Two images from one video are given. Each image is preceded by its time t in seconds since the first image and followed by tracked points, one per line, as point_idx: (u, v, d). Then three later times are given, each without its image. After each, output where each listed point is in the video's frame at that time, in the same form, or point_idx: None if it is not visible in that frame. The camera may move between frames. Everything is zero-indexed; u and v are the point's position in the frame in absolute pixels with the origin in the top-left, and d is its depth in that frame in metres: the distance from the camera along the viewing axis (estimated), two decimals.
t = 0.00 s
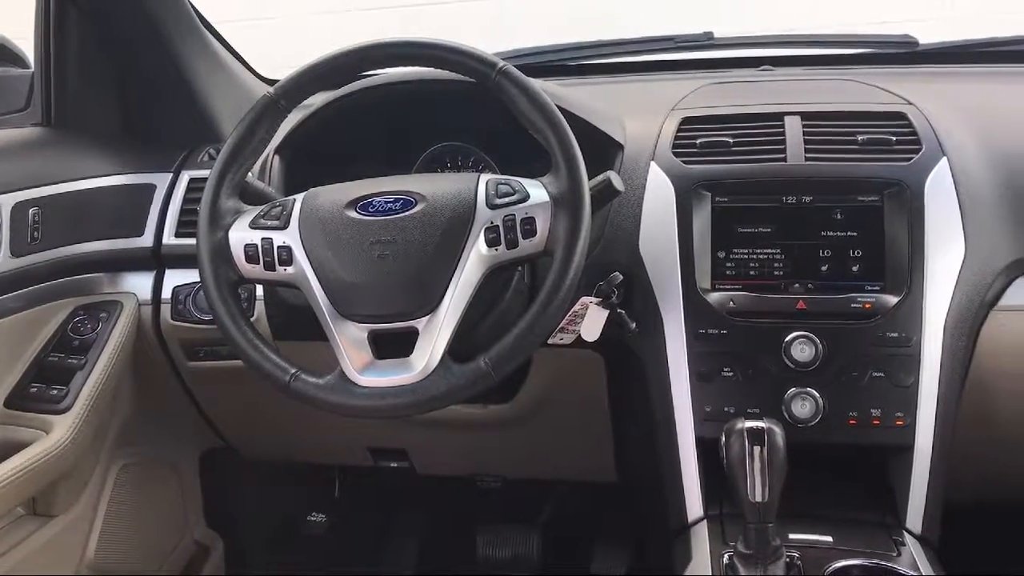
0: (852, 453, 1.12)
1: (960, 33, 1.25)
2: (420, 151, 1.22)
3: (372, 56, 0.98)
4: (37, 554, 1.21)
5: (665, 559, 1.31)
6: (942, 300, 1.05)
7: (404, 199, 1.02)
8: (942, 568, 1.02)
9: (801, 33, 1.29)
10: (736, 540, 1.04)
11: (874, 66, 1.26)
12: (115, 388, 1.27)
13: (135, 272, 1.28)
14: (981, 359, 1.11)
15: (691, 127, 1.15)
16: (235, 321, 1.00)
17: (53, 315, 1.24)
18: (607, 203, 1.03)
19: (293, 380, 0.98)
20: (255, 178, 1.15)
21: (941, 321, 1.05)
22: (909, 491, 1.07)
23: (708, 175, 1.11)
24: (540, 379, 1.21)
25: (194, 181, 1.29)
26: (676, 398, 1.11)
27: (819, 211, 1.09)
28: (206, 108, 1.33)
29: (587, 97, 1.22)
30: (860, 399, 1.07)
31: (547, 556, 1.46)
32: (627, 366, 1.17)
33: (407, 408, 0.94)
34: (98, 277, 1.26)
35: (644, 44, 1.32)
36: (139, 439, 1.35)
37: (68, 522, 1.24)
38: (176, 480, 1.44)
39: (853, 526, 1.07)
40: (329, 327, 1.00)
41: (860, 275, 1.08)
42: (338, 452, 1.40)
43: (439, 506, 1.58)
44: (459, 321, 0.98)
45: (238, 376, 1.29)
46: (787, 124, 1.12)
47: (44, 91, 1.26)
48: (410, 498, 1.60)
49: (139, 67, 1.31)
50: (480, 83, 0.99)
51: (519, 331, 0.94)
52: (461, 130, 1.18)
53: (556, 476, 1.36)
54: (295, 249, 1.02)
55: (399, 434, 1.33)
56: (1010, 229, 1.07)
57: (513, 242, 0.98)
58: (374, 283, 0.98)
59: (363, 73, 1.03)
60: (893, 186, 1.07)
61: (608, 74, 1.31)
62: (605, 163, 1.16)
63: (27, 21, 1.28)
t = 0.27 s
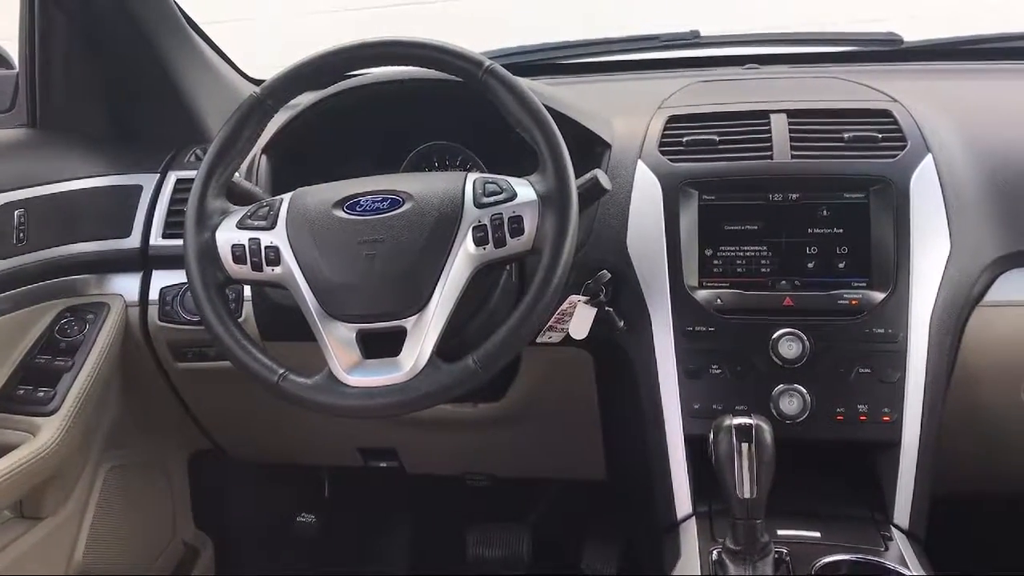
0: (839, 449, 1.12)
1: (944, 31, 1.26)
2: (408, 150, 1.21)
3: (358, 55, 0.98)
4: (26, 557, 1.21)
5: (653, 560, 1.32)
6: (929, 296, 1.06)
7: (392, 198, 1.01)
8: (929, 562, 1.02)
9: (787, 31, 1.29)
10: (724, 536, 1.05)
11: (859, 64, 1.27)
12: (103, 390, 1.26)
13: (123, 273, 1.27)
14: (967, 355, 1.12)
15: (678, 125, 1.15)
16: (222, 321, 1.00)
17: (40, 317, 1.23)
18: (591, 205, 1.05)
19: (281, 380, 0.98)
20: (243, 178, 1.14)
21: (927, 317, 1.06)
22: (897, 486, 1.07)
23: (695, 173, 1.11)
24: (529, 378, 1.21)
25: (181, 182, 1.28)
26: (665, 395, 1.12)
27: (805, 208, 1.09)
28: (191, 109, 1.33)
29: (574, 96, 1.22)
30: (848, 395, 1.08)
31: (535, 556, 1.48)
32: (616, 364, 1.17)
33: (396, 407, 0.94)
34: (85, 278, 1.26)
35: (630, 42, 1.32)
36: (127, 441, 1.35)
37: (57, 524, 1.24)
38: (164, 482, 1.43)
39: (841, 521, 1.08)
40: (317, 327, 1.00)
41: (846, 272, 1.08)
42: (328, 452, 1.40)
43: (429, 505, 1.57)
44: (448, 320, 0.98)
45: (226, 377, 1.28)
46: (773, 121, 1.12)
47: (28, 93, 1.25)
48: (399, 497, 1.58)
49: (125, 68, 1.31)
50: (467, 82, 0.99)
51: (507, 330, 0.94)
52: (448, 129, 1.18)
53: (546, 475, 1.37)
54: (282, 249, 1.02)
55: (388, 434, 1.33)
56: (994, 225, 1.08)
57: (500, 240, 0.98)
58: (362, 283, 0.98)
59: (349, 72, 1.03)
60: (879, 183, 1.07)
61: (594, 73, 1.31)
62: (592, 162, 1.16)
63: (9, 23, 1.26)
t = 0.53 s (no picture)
0: (824, 443, 1.13)
1: (926, 27, 1.27)
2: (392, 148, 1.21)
3: (341, 54, 0.98)
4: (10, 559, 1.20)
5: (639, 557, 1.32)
6: (911, 291, 1.07)
7: (376, 196, 1.01)
8: (913, 555, 1.03)
9: (771, 28, 1.29)
10: (710, 531, 1.05)
11: (844, 60, 1.27)
12: (87, 391, 1.26)
13: (107, 273, 1.26)
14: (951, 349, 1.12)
15: (662, 122, 1.15)
16: (206, 321, 1.00)
17: (23, 318, 1.24)
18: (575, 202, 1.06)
19: (266, 379, 0.98)
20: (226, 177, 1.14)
21: (910, 311, 1.07)
22: (881, 480, 1.08)
23: (679, 170, 1.11)
24: (516, 375, 1.21)
25: (165, 181, 1.27)
26: (650, 392, 1.12)
27: (789, 204, 1.10)
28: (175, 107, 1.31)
29: (558, 94, 1.22)
30: (832, 390, 1.08)
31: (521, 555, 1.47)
32: (602, 361, 1.17)
33: (381, 405, 0.94)
34: (68, 279, 1.25)
35: (615, 40, 1.32)
36: (112, 442, 1.34)
37: (41, 525, 1.23)
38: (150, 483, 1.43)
39: (826, 515, 1.08)
40: (302, 326, 1.00)
41: (830, 267, 1.09)
42: (314, 451, 1.39)
43: (415, 505, 1.55)
44: (433, 317, 0.98)
45: (211, 377, 1.28)
46: (756, 118, 1.13)
47: (8, 93, 1.24)
48: (385, 495, 1.56)
49: (107, 68, 1.30)
50: (450, 80, 0.99)
51: (491, 328, 0.94)
52: (432, 127, 1.18)
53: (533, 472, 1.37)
54: (266, 248, 1.01)
55: (375, 433, 1.33)
56: (976, 220, 1.08)
57: (485, 238, 0.98)
58: (347, 282, 0.98)
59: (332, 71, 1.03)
60: (861, 179, 1.08)
61: (579, 70, 1.31)
62: (576, 159, 1.16)
63: None
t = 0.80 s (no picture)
0: (810, 438, 1.13)
1: (908, 25, 1.27)
2: (377, 148, 1.21)
3: (324, 53, 0.98)
4: None
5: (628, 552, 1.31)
6: (894, 287, 1.07)
7: (360, 196, 1.01)
8: (897, 548, 1.04)
9: (755, 26, 1.30)
10: (696, 527, 1.05)
11: (827, 59, 1.28)
12: (71, 394, 1.25)
13: (90, 275, 1.25)
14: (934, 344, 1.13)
15: (646, 120, 1.16)
16: (191, 321, 1.00)
17: (6, 320, 1.23)
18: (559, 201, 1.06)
19: (251, 380, 0.97)
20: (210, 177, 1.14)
21: (893, 307, 1.07)
22: (865, 474, 1.08)
23: (662, 168, 1.12)
24: (502, 374, 1.22)
25: (149, 182, 1.26)
26: (636, 389, 1.12)
27: (772, 202, 1.10)
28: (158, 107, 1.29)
29: (542, 93, 1.23)
30: (816, 385, 1.09)
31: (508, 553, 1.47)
32: (587, 359, 1.17)
33: (367, 404, 0.94)
34: (51, 280, 1.25)
35: (599, 39, 1.32)
36: (97, 444, 1.34)
37: (26, 527, 1.22)
38: (135, 484, 1.43)
39: (811, 510, 1.09)
40: (286, 326, 1.00)
41: (813, 264, 1.09)
42: (301, 451, 1.39)
43: (403, 505, 1.57)
44: (418, 316, 0.98)
45: (196, 378, 1.27)
46: (740, 116, 1.13)
47: None
48: (374, 496, 1.58)
49: (88, 69, 1.29)
50: (434, 79, 0.99)
51: (477, 326, 0.94)
52: (417, 126, 1.18)
53: (520, 470, 1.37)
54: (250, 248, 1.01)
55: (361, 433, 1.33)
56: (958, 216, 1.10)
57: (470, 236, 0.98)
58: (331, 281, 0.98)
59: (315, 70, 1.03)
60: (843, 176, 1.09)
61: (563, 70, 1.32)
62: (561, 158, 1.16)
63: None
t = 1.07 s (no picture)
0: (795, 435, 1.14)
1: (891, 24, 1.28)
2: (361, 147, 1.21)
3: (307, 51, 0.97)
4: None
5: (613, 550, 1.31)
6: (877, 284, 1.08)
7: (345, 195, 1.01)
8: (880, 544, 1.04)
9: (739, 26, 1.30)
10: (681, 524, 1.06)
11: (811, 58, 1.29)
12: (54, 394, 1.24)
13: (72, 275, 1.25)
14: (917, 341, 1.14)
15: (630, 119, 1.16)
16: (174, 321, 0.99)
17: None
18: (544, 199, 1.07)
19: (235, 379, 0.97)
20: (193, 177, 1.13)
21: (876, 304, 1.08)
22: (849, 471, 1.09)
23: (647, 166, 1.12)
24: (488, 372, 1.22)
25: (131, 182, 1.25)
26: (621, 387, 1.12)
27: (756, 200, 1.11)
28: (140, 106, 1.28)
29: (527, 91, 1.22)
30: (800, 383, 1.09)
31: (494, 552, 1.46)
32: (572, 357, 1.17)
33: (351, 403, 0.94)
34: (33, 281, 1.24)
35: (584, 38, 1.32)
36: (81, 445, 1.33)
37: (9, 527, 1.21)
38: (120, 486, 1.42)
39: (795, 506, 1.09)
40: (271, 325, 1.00)
41: (796, 261, 1.10)
42: (287, 451, 1.39)
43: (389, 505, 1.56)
44: (403, 315, 0.98)
45: (181, 378, 1.27)
46: (723, 115, 1.14)
47: None
48: (360, 495, 1.57)
49: (70, 69, 1.27)
50: (419, 77, 0.99)
51: (462, 324, 0.95)
52: (401, 125, 1.18)
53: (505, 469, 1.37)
54: (234, 248, 1.01)
55: (347, 433, 1.33)
56: (940, 213, 1.10)
57: (455, 235, 0.98)
58: (316, 280, 0.98)
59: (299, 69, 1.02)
60: (825, 174, 1.09)
61: (548, 69, 1.32)
62: (545, 156, 1.16)
63: None
